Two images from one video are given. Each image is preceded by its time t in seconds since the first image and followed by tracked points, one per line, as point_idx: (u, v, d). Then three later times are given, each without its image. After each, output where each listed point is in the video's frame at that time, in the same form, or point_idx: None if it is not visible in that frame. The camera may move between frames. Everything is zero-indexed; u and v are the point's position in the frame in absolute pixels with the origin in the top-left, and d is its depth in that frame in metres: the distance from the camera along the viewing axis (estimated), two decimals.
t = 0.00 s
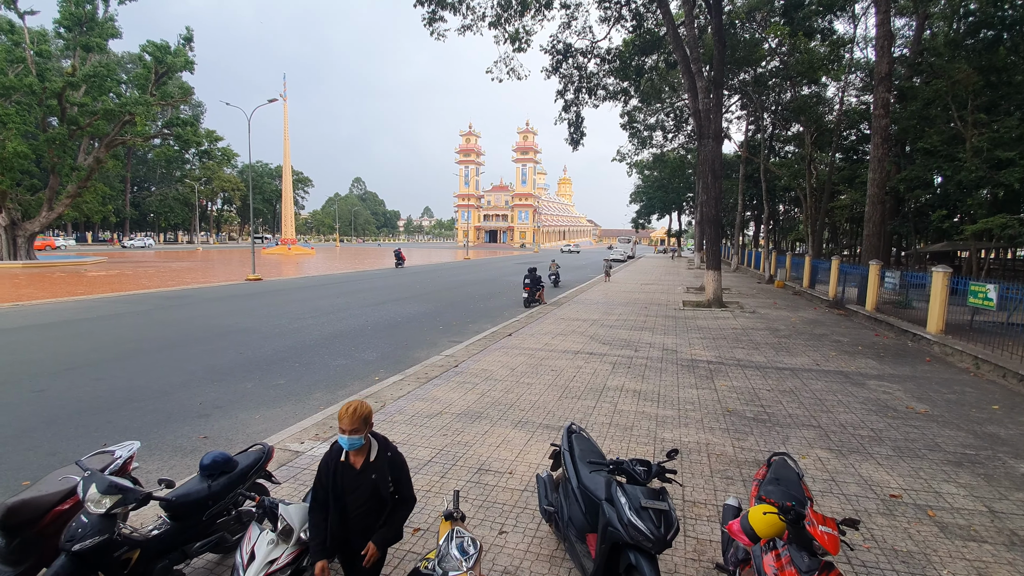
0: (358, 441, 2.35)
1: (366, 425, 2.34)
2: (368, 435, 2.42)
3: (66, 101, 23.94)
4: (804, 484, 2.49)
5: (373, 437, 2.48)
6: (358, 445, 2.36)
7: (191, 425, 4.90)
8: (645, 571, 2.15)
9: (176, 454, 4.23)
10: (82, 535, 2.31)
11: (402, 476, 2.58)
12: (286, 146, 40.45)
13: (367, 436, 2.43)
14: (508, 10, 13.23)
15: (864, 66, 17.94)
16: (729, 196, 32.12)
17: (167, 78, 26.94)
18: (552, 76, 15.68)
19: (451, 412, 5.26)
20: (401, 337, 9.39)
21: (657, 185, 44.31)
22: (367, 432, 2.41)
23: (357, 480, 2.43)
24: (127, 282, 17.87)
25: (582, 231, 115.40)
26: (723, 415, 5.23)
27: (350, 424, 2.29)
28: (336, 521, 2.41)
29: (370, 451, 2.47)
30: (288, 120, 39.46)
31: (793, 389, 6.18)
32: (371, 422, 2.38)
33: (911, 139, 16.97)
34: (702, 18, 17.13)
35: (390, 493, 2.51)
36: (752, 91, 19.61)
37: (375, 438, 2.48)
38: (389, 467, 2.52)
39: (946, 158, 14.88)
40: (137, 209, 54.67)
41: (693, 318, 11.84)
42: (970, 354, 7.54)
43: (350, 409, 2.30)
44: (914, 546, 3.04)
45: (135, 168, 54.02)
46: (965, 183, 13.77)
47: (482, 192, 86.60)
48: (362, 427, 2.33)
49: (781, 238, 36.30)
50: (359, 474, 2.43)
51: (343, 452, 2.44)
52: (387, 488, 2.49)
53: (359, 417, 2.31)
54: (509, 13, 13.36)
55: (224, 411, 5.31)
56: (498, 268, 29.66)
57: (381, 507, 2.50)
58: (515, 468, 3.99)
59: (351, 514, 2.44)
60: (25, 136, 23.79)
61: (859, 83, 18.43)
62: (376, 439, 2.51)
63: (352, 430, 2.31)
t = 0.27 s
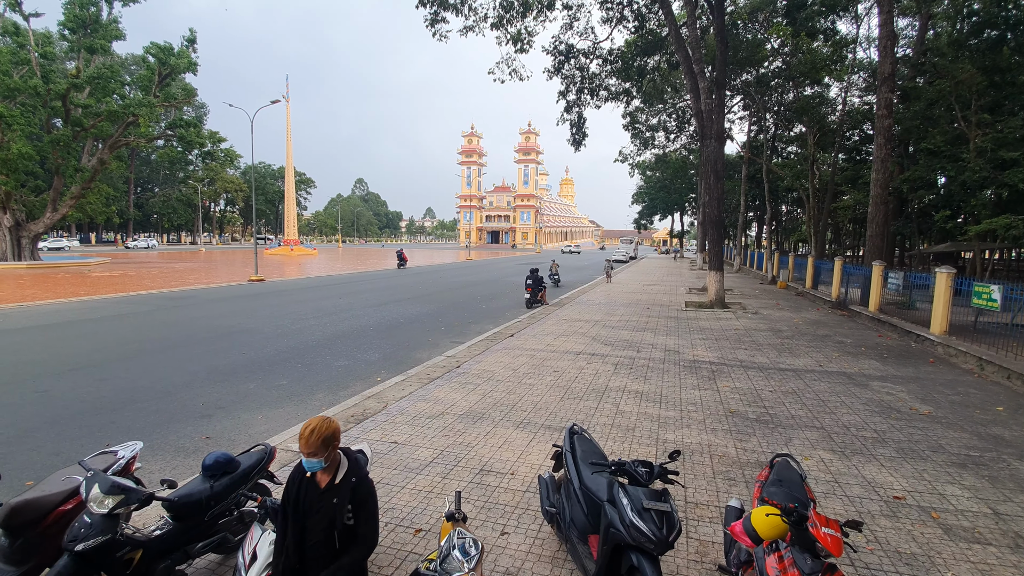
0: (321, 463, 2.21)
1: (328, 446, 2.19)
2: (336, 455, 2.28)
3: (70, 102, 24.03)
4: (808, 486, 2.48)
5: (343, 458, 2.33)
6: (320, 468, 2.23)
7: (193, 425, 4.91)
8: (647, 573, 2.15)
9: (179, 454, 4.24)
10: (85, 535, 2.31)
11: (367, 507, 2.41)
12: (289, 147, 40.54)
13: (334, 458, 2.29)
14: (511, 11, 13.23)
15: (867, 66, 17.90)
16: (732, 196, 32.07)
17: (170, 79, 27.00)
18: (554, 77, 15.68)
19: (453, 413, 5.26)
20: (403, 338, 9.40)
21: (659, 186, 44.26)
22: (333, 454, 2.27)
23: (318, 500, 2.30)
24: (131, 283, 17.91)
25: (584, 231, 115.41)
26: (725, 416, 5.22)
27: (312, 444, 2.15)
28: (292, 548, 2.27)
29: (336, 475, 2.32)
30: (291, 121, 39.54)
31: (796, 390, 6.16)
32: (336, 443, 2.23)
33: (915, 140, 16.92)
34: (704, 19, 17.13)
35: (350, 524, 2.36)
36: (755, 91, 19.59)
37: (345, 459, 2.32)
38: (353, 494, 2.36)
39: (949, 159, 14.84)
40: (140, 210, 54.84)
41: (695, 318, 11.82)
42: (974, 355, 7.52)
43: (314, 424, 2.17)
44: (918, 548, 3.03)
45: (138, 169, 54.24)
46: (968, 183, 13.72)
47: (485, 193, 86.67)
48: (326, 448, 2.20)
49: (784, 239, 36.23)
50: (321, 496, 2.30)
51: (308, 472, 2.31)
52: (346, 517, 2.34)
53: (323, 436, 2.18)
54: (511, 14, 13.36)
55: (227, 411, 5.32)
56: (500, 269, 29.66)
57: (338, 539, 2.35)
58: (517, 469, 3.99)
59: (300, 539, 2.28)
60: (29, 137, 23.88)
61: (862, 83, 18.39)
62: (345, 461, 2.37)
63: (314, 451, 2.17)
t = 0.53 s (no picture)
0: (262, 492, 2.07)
1: (266, 474, 2.04)
2: (281, 483, 2.13)
3: (74, 103, 24.13)
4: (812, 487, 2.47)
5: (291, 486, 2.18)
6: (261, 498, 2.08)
7: (196, 425, 4.92)
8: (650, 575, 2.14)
9: (181, 454, 4.25)
10: (88, 535, 2.32)
11: (309, 545, 2.25)
12: (292, 147, 40.63)
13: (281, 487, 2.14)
14: (513, 11, 13.23)
15: (870, 66, 17.86)
16: (734, 196, 32.03)
17: (174, 80, 27.08)
18: (556, 77, 15.68)
19: (455, 413, 5.26)
20: (405, 338, 9.40)
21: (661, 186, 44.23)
22: (279, 483, 2.12)
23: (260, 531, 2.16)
24: (134, 283, 17.95)
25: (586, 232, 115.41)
26: (728, 417, 5.21)
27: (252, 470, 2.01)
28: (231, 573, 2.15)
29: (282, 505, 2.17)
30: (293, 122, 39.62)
31: (799, 391, 6.14)
32: (279, 471, 2.09)
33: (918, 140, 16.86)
34: (706, 19, 17.13)
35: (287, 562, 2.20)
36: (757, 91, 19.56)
37: (291, 487, 2.17)
38: (292, 529, 2.20)
39: (952, 159, 14.79)
40: (144, 210, 55.03)
41: (698, 319, 11.80)
42: (978, 356, 7.49)
43: (256, 447, 2.04)
44: (921, 550, 3.01)
45: (141, 170, 54.40)
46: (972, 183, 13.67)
47: (487, 194, 86.71)
48: (267, 476, 2.05)
49: (787, 239, 36.17)
50: (261, 527, 2.15)
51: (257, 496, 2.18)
52: (285, 554, 2.19)
53: (261, 463, 2.03)
54: (513, 15, 13.37)
55: (230, 411, 5.34)
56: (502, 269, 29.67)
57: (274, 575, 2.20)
58: (519, 469, 3.99)
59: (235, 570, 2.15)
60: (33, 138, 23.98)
61: (865, 83, 18.35)
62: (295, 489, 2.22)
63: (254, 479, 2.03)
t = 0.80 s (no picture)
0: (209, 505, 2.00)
1: (214, 483, 1.98)
2: (228, 493, 2.06)
3: (78, 103, 24.21)
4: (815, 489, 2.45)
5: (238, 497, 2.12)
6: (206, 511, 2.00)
7: (199, 424, 4.93)
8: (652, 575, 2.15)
9: (184, 453, 4.27)
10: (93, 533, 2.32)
11: (260, 556, 2.18)
12: (294, 147, 40.70)
13: (226, 498, 2.07)
14: (515, 12, 13.24)
15: (873, 66, 17.83)
16: (736, 197, 31.99)
17: (177, 80, 27.14)
18: (559, 77, 15.68)
19: (457, 413, 5.26)
20: (407, 338, 9.41)
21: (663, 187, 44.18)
22: (225, 493, 2.05)
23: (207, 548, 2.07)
24: (137, 283, 17.98)
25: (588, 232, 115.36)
26: (730, 417, 5.20)
27: (198, 482, 1.94)
28: None
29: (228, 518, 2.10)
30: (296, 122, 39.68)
31: (801, 391, 6.13)
32: (227, 480, 2.02)
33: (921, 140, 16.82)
34: (709, 19, 17.13)
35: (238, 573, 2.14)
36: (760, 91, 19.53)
37: (241, 498, 2.12)
38: (241, 543, 2.14)
39: (956, 159, 14.73)
40: (147, 210, 55.18)
41: (700, 319, 11.79)
42: (981, 357, 7.46)
43: (205, 454, 1.98)
44: (925, 551, 3.00)
45: (145, 170, 54.55)
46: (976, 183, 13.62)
47: (489, 194, 86.73)
48: (213, 487, 1.98)
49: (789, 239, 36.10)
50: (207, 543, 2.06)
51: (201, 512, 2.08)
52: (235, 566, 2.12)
53: (210, 470, 1.96)
54: (515, 15, 13.38)
55: (232, 410, 5.35)
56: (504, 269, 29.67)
57: None
58: (521, 469, 3.99)
59: None
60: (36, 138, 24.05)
61: (868, 83, 18.30)
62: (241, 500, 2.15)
63: (199, 491, 1.95)
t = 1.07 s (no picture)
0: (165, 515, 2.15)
1: (176, 491, 2.13)
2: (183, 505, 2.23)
3: (80, 103, 24.26)
4: (815, 489, 2.45)
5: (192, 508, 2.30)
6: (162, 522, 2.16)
7: (201, 423, 4.94)
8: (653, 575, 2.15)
9: (186, 452, 4.27)
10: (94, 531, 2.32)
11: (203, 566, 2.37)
12: (296, 147, 40.73)
13: (181, 509, 2.24)
14: (516, 11, 13.23)
15: (876, 65, 17.79)
16: (738, 196, 31.93)
17: (179, 80, 27.17)
18: (560, 77, 15.66)
19: (458, 412, 5.26)
20: (408, 337, 9.41)
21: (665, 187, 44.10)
22: (181, 505, 2.22)
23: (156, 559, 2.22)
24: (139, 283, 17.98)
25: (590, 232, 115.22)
26: (732, 417, 5.19)
27: (157, 492, 2.09)
28: None
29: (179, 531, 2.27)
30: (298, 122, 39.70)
31: (803, 391, 6.12)
32: (185, 491, 2.19)
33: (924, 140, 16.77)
34: (711, 18, 17.11)
35: None
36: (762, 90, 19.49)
37: (192, 512, 2.29)
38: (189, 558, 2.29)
39: (958, 158, 14.69)
40: (149, 210, 55.26)
41: (701, 319, 11.77)
42: (983, 357, 7.45)
43: (165, 462, 2.13)
44: (927, 551, 3.00)
45: (147, 169, 54.60)
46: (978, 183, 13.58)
47: (490, 194, 86.69)
48: (173, 498, 2.15)
49: (792, 239, 36.00)
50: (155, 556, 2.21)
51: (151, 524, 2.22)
52: None
53: (171, 477, 2.12)
54: (517, 14, 13.37)
55: (234, 409, 5.35)
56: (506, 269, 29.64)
57: None
58: (522, 469, 3.99)
59: None
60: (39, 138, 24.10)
61: (871, 83, 18.26)
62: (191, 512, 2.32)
63: (158, 501, 2.11)
